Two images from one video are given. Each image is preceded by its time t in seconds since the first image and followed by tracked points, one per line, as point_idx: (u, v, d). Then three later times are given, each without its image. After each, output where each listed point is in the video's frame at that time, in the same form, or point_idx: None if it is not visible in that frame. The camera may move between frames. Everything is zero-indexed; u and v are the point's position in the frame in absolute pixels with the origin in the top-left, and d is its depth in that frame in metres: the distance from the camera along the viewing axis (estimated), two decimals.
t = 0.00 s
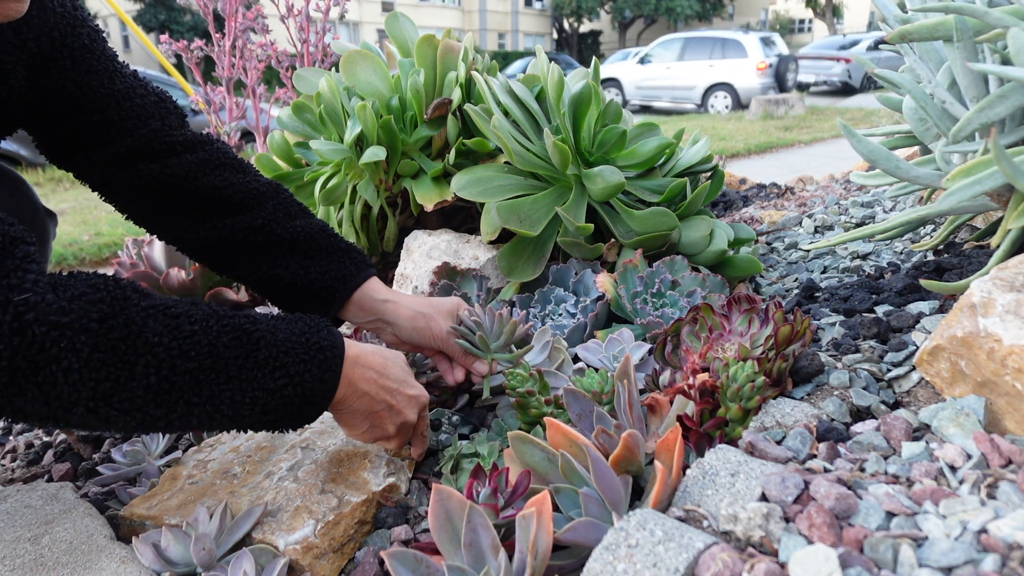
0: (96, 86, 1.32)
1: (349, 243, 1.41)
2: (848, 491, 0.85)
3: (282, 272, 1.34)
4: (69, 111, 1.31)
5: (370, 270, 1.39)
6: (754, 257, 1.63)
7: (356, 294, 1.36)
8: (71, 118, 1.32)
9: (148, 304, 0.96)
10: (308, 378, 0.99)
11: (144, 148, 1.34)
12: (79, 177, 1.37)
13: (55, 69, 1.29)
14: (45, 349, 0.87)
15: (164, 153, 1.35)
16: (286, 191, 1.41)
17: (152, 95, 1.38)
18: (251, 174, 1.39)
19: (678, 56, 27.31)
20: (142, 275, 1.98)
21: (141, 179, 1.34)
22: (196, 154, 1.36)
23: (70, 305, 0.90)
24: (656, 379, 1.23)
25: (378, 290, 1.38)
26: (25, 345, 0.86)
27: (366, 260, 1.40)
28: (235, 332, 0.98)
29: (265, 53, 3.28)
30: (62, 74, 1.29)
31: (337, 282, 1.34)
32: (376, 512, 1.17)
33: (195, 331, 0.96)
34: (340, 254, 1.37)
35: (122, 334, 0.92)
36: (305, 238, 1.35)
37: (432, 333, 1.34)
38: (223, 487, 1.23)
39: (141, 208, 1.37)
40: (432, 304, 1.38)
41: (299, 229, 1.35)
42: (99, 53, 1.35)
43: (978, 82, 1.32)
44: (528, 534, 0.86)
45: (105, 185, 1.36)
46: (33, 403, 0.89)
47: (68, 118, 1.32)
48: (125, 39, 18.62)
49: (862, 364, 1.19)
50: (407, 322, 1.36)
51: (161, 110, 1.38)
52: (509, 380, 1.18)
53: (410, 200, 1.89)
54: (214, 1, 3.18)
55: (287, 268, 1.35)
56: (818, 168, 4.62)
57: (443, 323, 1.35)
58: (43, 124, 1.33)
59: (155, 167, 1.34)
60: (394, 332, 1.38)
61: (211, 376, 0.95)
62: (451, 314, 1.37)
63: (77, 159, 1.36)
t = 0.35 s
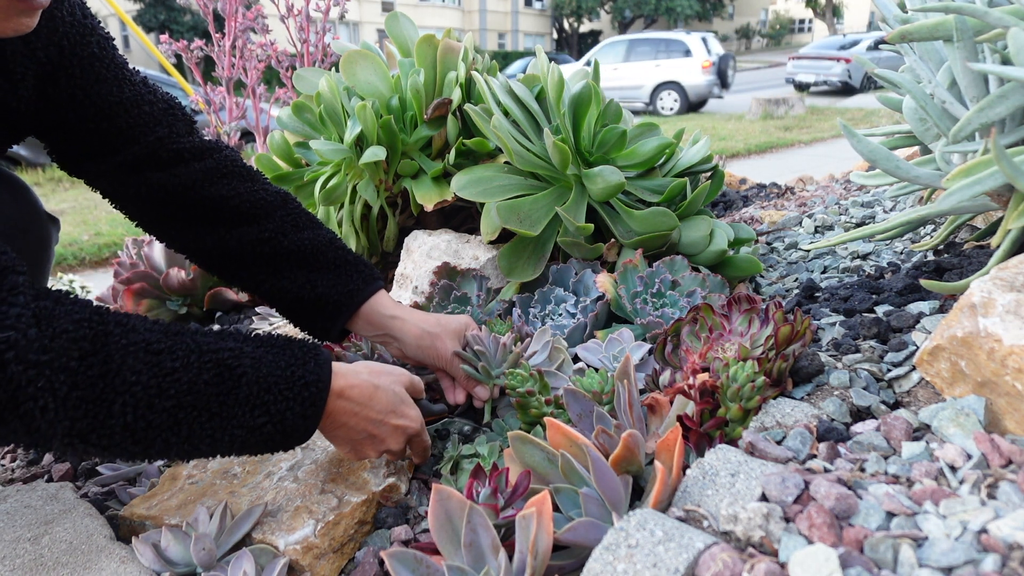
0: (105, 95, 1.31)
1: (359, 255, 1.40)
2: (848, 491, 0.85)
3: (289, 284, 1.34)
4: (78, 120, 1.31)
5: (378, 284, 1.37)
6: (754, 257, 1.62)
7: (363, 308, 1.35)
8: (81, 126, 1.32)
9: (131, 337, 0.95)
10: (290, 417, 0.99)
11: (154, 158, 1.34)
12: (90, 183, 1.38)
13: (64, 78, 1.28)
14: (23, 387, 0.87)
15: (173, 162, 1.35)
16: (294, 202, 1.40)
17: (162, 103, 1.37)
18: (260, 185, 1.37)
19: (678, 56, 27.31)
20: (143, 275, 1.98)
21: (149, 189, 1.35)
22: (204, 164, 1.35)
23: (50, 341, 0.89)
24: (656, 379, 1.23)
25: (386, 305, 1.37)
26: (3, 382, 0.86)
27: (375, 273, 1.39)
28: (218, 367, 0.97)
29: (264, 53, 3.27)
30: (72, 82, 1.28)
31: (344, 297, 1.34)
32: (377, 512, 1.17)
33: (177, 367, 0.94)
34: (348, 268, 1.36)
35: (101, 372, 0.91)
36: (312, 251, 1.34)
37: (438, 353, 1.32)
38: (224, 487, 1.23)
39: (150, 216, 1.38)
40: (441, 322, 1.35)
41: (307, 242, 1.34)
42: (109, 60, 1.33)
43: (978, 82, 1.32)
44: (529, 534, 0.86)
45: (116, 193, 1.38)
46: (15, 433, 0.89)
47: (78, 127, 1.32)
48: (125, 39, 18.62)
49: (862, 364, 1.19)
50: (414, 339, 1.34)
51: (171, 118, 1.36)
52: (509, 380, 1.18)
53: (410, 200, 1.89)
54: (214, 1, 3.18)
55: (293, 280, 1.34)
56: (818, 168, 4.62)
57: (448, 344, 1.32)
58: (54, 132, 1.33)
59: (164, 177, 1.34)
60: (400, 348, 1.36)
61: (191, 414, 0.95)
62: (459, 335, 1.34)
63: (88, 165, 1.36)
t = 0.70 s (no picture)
0: (103, 107, 1.30)
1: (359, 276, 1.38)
2: (848, 491, 0.85)
3: (287, 308, 1.34)
4: (76, 132, 1.31)
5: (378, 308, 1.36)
6: (754, 258, 1.62)
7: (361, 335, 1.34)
8: (79, 137, 1.32)
9: (119, 342, 0.95)
10: (279, 420, 0.99)
11: (151, 170, 1.33)
12: (89, 193, 1.38)
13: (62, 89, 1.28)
14: (11, 394, 0.88)
15: (171, 176, 1.34)
16: (293, 220, 1.38)
17: (160, 113, 1.35)
18: (258, 202, 1.36)
19: (678, 56, 27.31)
20: (143, 275, 1.98)
21: (145, 203, 1.35)
22: (201, 179, 1.34)
23: (36, 348, 0.89)
24: (656, 379, 1.23)
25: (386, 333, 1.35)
26: None
27: (375, 296, 1.37)
28: (207, 372, 0.97)
29: (264, 53, 3.27)
30: (70, 94, 1.28)
31: (342, 322, 1.33)
32: (377, 512, 1.17)
33: (165, 372, 0.95)
34: (347, 292, 1.34)
35: (89, 378, 0.91)
36: (310, 275, 1.33)
37: (442, 381, 1.31)
38: (224, 486, 1.23)
39: (147, 229, 1.38)
40: (444, 347, 1.32)
41: (304, 265, 1.33)
42: (109, 70, 1.33)
43: (978, 82, 1.32)
44: (528, 534, 0.86)
45: (115, 205, 1.38)
46: (6, 438, 0.90)
47: (76, 138, 1.32)
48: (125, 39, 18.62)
49: (862, 364, 1.19)
50: (418, 368, 1.32)
51: (168, 128, 1.35)
52: (509, 380, 1.19)
53: (410, 200, 1.89)
54: (214, 1, 3.18)
55: (290, 304, 1.34)
56: (818, 168, 4.62)
57: (452, 370, 1.30)
58: (52, 142, 1.33)
59: (161, 192, 1.34)
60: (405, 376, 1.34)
61: (180, 419, 0.95)
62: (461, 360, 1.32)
63: (86, 176, 1.36)
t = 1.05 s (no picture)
0: (102, 115, 1.29)
1: (357, 294, 1.37)
2: (848, 491, 0.85)
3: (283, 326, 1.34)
4: (75, 140, 1.30)
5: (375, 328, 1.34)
6: (753, 258, 1.62)
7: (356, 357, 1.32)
8: (77, 145, 1.31)
9: (112, 341, 0.95)
10: (273, 412, 1.00)
11: (147, 179, 1.32)
12: (89, 200, 1.38)
13: (62, 96, 1.27)
14: (5, 394, 0.87)
15: (168, 187, 1.33)
16: (290, 236, 1.37)
17: (160, 122, 1.34)
18: (256, 218, 1.35)
19: (678, 56, 27.31)
20: (143, 275, 1.99)
21: (142, 213, 1.33)
22: (199, 193, 1.33)
23: (29, 349, 0.89)
24: (656, 379, 1.23)
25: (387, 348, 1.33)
26: None
27: (373, 315, 1.35)
28: (200, 367, 0.97)
29: (264, 53, 3.27)
30: (69, 101, 1.28)
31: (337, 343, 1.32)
32: (376, 512, 1.17)
33: (159, 369, 0.95)
34: (345, 312, 1.33)
35: (83, 377, 0.91)
36: (306, 295, 1.32)
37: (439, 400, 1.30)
38: (224, 486, 1.23)
39: (145, 239, 1.37)
40: (441, 365, 1.31)
41: (300, 285, 1.32)
42: (111, 78, 1.32)
43: (978, 82, 1.32)
44: (529, 534, 0.86)
45: (114, 213, 1.37)
46: None
47: (74, 145, 1.31)
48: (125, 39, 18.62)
49: (862, 364, 1.19)
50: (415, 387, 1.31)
51: (167, 138, 1.33)
52: (509, 380, 1.19)
53: (410, 200, 1.89)
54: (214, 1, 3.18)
55: (287, 322, 1.34)
56: (818, 168, 4.62)
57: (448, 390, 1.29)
58: (52, 147, 1.32)
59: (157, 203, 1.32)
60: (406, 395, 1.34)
61: (175, 414, 0.96)
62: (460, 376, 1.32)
63: (86, 182, 1.35)
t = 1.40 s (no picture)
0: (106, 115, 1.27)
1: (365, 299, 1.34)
2: (848, 491, 0.85)
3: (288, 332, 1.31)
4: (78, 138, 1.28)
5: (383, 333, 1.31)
6: (753, 258, 1.62)
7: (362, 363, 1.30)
8: (81, 143, 1.28)
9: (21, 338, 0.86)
10: (209, 404, 0.94)
11: (152, 179, 1.30)
12: (93, 200, 1.36)
13: (64, 94, 1.24)
14: None
15: (173, 188, 1.31)
16: (298, 238, 1.34)
17: (165, 120, 1.32)
18: (262, 221, 1.33)
19: (678, 56, 27.32)
20: (143, 275, 1.99)
21: (146, 213, 1.32)
22: (204, 195, 1.31)
23: None
24: (656, 379, 1.23)
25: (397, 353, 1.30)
26: None
27: (381, 320, 1.32)
28: (125, 361, 0.90)
29: (264, 53, 3.28)
30: (73, 99, 1.25)
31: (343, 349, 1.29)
32: (377, 512, 1.17)
33: (78, 367, 0.87)
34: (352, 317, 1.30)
35: None
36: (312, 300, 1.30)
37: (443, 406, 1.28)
38: (224, 486, 1.23)
39: (150, 241, 1.35)
40: (451, 372, 1.28)
41: (306, 289, 1.30)
42: (114, 75, 1.29)
43: (978, 82, 1.32)
44: (528, 534, 0.86)
45: (118, 213, 1.35)
46: None
47: (77, 143, 1.28)
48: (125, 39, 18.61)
49: (863, 364, 1.19)
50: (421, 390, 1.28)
51: (173, 138, 1.31)
52: (510, 380, 1.20)
53: (410, 200, 1.89)
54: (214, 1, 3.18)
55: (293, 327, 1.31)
56: (818, 168, 4.62)
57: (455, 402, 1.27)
58: (56, 145, 1.30)
59: (162, 204, 1.31)
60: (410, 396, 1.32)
61: (100, 414, 0.89)
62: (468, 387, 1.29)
63: (89, 181, 1.33)
